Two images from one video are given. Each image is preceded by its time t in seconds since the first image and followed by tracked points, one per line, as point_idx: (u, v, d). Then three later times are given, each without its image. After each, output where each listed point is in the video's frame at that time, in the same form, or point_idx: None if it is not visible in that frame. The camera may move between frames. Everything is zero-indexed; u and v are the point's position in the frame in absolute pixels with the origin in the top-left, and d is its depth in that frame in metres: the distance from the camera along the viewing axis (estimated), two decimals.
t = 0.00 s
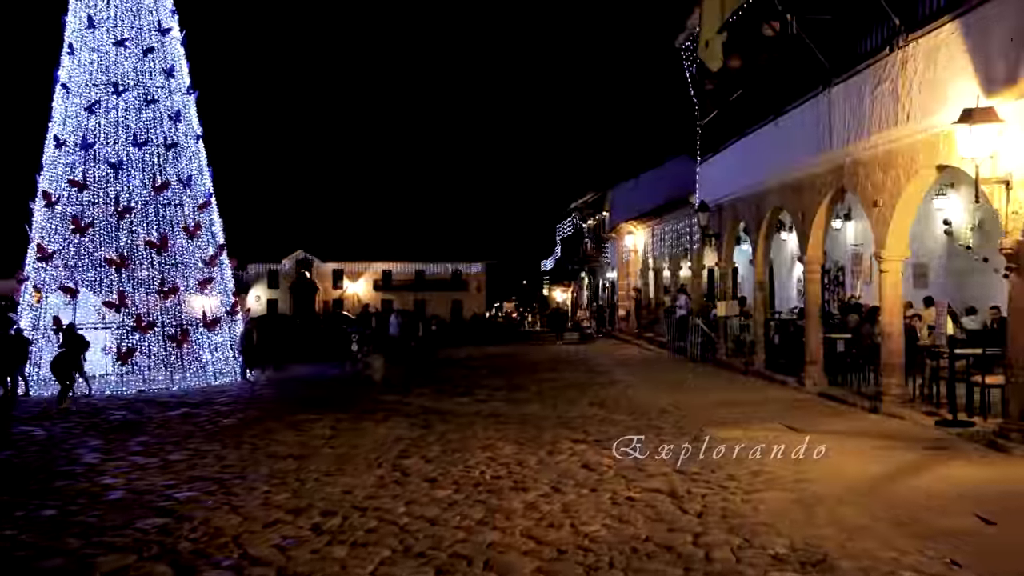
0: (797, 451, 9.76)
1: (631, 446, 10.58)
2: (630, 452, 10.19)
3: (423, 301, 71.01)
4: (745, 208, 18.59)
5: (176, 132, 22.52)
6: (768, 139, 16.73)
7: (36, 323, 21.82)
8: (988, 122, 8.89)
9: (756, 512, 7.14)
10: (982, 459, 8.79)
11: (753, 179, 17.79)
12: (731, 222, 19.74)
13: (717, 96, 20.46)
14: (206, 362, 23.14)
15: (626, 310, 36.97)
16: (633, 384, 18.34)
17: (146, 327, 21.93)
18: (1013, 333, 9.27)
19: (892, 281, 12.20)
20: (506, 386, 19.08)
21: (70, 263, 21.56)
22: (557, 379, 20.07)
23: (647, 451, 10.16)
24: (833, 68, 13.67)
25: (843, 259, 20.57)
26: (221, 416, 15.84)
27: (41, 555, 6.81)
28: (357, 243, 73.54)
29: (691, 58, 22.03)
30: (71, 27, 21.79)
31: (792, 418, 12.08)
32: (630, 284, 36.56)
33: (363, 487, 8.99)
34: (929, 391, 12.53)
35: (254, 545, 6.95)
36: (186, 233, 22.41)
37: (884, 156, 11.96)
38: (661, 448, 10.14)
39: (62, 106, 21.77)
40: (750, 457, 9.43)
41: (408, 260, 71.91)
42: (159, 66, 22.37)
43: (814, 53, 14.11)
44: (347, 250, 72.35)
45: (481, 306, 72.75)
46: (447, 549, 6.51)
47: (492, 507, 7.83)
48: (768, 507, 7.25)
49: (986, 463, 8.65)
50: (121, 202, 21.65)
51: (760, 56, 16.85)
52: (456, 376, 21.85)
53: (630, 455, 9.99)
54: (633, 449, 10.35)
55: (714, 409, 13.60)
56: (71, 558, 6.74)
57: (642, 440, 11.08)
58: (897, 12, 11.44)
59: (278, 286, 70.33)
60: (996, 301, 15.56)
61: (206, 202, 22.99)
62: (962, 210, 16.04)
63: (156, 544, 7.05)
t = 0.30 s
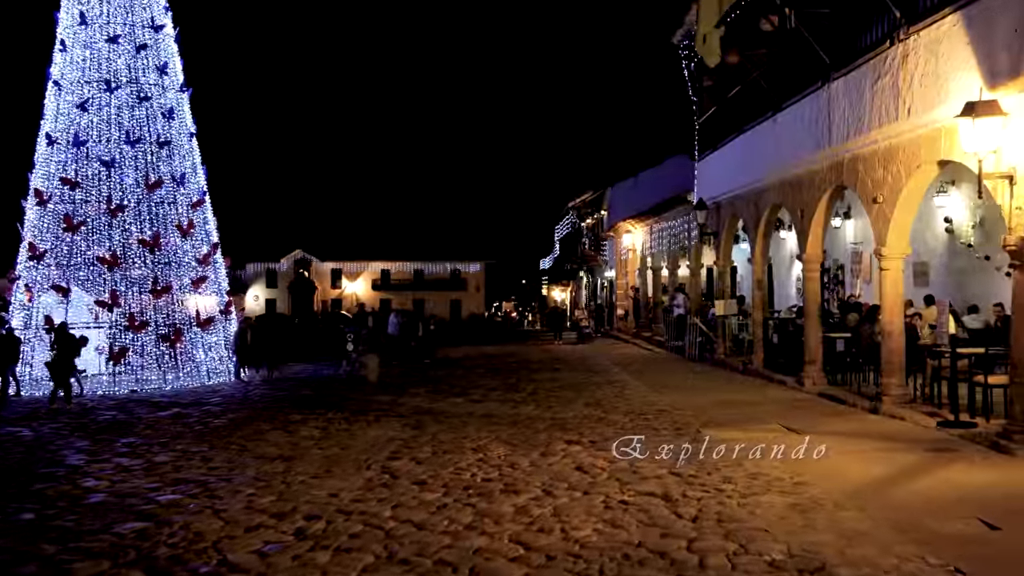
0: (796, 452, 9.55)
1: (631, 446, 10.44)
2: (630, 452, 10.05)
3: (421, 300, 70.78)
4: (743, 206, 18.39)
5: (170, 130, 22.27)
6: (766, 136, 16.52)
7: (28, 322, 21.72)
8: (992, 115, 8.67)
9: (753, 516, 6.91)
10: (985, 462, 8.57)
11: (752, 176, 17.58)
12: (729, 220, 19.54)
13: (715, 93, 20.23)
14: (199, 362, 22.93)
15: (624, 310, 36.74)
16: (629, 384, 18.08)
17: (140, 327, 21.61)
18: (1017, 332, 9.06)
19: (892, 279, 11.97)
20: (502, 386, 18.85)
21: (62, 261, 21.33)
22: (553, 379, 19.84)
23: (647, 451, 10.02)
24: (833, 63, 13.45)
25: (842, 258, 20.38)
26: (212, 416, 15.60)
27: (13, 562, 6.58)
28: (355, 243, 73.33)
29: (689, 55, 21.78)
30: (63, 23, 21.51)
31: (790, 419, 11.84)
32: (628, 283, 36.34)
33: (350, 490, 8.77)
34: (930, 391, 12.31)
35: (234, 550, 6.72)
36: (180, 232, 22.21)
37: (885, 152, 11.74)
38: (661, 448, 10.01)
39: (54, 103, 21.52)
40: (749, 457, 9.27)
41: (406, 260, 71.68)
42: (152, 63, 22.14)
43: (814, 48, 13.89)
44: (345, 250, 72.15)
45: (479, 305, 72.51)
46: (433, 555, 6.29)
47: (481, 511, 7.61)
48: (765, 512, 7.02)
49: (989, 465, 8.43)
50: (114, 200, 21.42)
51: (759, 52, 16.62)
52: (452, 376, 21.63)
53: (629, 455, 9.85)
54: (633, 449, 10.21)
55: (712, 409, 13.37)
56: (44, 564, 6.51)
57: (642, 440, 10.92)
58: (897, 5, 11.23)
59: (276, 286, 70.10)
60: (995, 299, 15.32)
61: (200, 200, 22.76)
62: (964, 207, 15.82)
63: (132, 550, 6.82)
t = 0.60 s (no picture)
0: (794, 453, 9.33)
1: (631, 446, 10.27)
2: (629, 452, 9.88)
3: (420, 300, 70.54)
4: (742, 204, 18.16)
5: (163, 126, 21.99)
6: (765, 132, 16.29)
7: (19, 322, 21.48)
8: (995, 107, 8.47)
9: (749, 521, 6.69)
10: (989, 464, 8.34)
11: (750, 174, 17.35)
12: (727, 218, 19.33)
13: (713, 90, 20.00)
14: (193, 361, 22.72)
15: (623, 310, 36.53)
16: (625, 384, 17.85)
17: (132, 326, 21.52)
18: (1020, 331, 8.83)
19: (892, 277, 11.75)
20: (497, 386, 18.62)
21: (54, 260, 21.10)
22: (549, 379, 19.61)
23: (647, 451, 9.85)
24: (832, 58, 13.23)
25: (841, 257, 20.18)
26: (202, 416, 15.36)
27: None
28: (353, 243, 73.10)
29: (687, 51, 21.53)
30: (55, 19, 21.32)
31: (788, 420, 11.61)
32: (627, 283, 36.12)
33: (336, 493, 8.55)
34: (930, 392, 12.09)
35: (211, 556, 6.50)
36: (174, 230, 21.86)
37: (885, 148, 11.52)
38: (661, 448, 9.83)
39: (46, 100, 21.34)
40: (747, 459, 9.06)
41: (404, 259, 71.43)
42: (146, 59, 21.88)
43: (813, 43, 13.68)
44: (344, 249, 71.93)
45: (478, 305, 72.24)
46: (416, 561, 6.08)
47: (469, 515, 7.38)
48: (762, 516, 6.80)
49: (993, 468, 8.20)
50: (106, 198, 21.15)
51: (757, 48, 16.41)
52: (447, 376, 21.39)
53: (629, 454, 9.69)
54: (633, 449, 10.03)
55: (709, 410, 13.14)
56: (14, 570, 6.29)
57: (642, 439, 10.74)
58: None
59: (274, 285, 69.89)
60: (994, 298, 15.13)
61: (194, 198, 22.49)
62: (965, 205, 15.61)
63: (107, 555, 6.61)
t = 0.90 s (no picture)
0: (791, 454, 9.13)
1: (630, 446, 10.11)
2: (629, 452, 9.73)
3: (418, 299, 70.29)
4: (739, 203, 17.97)
5: (156, 124, 21.82)
6: (761, 129, 16.09)
7: (9, 321, 21.13)
8: (995, 101, 8.27)
9: (741, 526, 6.48)
10: (989, 467, 8.13)
11: (746, 172, 17.15)
12: (725, 216, 19.13)
13: (710, 87, 19.78)
14: (186, 361, 22.50)
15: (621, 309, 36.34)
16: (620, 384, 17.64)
17: (124, 326, 21.29)
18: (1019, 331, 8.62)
19: (890, 276, 11.55)
20: (491, 386, 18.40)
21: (44, 258, 20.83)
22: (544, 380, 19.40)
23: (647, 451, 9.70)
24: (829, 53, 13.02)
25: (839, 256, 19.99)
26: (191, 417, 15.15)
27: None
28: (351, 242, 72.90)
29: (683, 48, 21.29)
30: (47, 16, 21.05)
31: (784, 421, 11.41)
32: (625, 282, 35.93)
33: (319, 496, 8.34)
34: (929, 392, 11.89)
35: (186, 562, 6.29)
36: (165, 229, 21.68)
37: (883, 144, 11.32)
38: (661, 448, 9.68)
39: (37, 97, 21.13)
40: (742, 460, 8.86)
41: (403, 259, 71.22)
42: (138, 57, 21.69)
43: (810, 38, 13.46)
44: (342, 249, 71.74)
45: (476, 305, 72.01)
46: (396, 568, 5.88)
47: (453, 519, 7.18)
48: (754, 521, 6.60)
49: (993, 471, 7.99)
50: (97, 196, 20.95)
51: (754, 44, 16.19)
52: (442, 376, 21.18)
53: (628, 455, 9.54)
54: (632, 449, 9.88)
55: (703, 410, 12.93)
56: None
57: (643, 440, 10.59)
58: None
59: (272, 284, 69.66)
60: (993, 297, 14.96)
61: (186, 196, 22.26)
62: (964, 202, 15.41)
63: (78, 562, 6.39)
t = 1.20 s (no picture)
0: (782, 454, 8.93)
1: (631, 446, 9.94)
2: (630, 452, 9.54)
3: (416, 299, 70.08)
4: (733, 200, 17.76)
5: (146, 121, 21.60)
6: (755, 125, 15.87)
7: None
8: (990, 93, 8.07)
9: (726, 530, 6.26)
10: (984, 469, 7.90)
11: (741, 168, 16.94)
12: (720, 214, 18.92)
13: (705, 83, 19.56)
14: (176, 361, 22.34)
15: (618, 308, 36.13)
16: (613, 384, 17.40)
17: (113, 324, 20.99)
18: (1015, 329, 8.40)
19: (884, 273, 11.34)
20: (482, 386, 18.18)
21: (33, 257, 20.58)
22: (536, 379, 19.18)
23: (647, 451, 9.52)
24: (823, 47, 12.80)
25: (836, 254, 19.76)
26: (177, 416, 14.94)
27: None
28: (349, 241, 72.70)
29: (678, 43, 21.04)
30: (36, 11, 20.75)
31: (776, 421, 11.18)
32: (622, 282, 35.73)
33: (297, 498, 8.12)
34: (924, 392, 11.67)
35: (151, 568, 6.08)
36: (156, 226, 21.43)
37: (877, 138, 11.11)
38: (661, 448, 9.51)
39: (26, 94, 20.83)
40: (732, 461, 8.64)
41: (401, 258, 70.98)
42: (128, 53, 21.44)
43: (805, 31, 13.24)
44: (339, 248, 71.53)
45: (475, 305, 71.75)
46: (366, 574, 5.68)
47: (431, 522, 6.96)
48: (739, 525, 6.38)
49: (990, 472, 7.77)
50: (86, 193, 20.71)
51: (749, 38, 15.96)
52: (435, 375, 20.95)
53: (629, 455, 9.35)
54: (633, 449, 9.69)
55: (695, 410, 12.70)
56: None
57: (643, 440, 10.41)
58: None
59: (270, 283, 69.43)
60: (991, 295, 14.75)
61: (177, 194, 21.98)
62: (961, 199, 15.20)
63: (40, 566, 6.18)
